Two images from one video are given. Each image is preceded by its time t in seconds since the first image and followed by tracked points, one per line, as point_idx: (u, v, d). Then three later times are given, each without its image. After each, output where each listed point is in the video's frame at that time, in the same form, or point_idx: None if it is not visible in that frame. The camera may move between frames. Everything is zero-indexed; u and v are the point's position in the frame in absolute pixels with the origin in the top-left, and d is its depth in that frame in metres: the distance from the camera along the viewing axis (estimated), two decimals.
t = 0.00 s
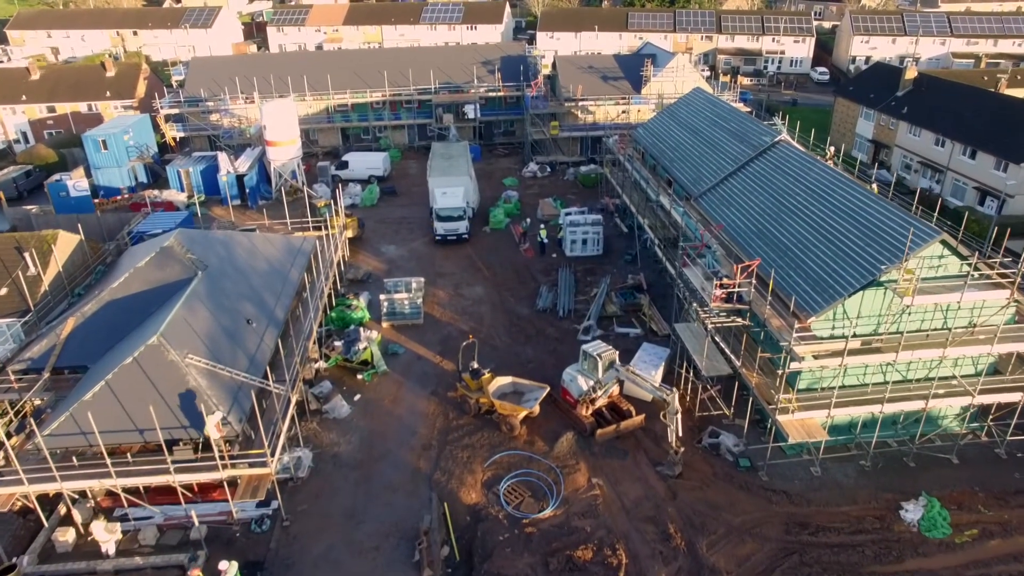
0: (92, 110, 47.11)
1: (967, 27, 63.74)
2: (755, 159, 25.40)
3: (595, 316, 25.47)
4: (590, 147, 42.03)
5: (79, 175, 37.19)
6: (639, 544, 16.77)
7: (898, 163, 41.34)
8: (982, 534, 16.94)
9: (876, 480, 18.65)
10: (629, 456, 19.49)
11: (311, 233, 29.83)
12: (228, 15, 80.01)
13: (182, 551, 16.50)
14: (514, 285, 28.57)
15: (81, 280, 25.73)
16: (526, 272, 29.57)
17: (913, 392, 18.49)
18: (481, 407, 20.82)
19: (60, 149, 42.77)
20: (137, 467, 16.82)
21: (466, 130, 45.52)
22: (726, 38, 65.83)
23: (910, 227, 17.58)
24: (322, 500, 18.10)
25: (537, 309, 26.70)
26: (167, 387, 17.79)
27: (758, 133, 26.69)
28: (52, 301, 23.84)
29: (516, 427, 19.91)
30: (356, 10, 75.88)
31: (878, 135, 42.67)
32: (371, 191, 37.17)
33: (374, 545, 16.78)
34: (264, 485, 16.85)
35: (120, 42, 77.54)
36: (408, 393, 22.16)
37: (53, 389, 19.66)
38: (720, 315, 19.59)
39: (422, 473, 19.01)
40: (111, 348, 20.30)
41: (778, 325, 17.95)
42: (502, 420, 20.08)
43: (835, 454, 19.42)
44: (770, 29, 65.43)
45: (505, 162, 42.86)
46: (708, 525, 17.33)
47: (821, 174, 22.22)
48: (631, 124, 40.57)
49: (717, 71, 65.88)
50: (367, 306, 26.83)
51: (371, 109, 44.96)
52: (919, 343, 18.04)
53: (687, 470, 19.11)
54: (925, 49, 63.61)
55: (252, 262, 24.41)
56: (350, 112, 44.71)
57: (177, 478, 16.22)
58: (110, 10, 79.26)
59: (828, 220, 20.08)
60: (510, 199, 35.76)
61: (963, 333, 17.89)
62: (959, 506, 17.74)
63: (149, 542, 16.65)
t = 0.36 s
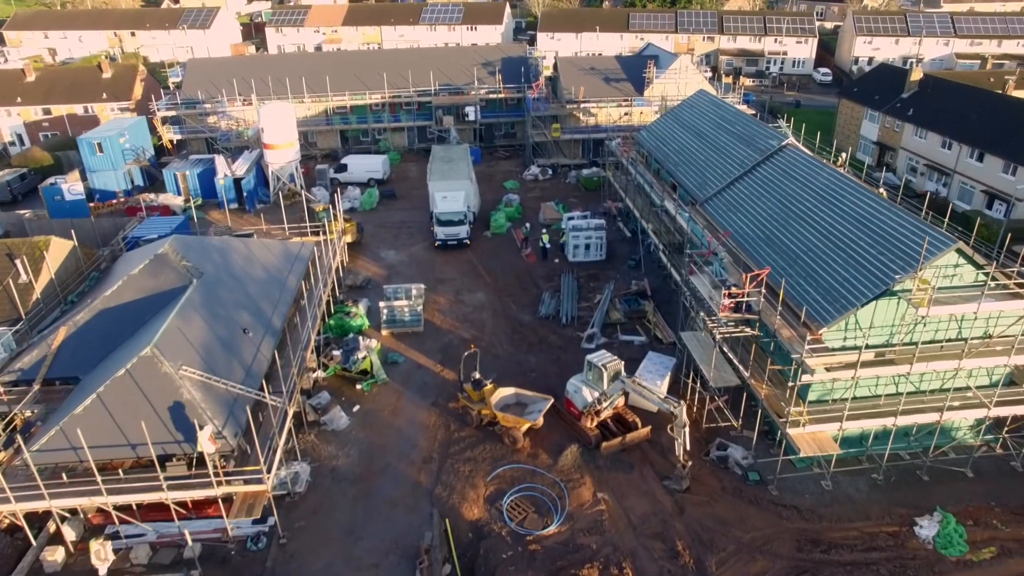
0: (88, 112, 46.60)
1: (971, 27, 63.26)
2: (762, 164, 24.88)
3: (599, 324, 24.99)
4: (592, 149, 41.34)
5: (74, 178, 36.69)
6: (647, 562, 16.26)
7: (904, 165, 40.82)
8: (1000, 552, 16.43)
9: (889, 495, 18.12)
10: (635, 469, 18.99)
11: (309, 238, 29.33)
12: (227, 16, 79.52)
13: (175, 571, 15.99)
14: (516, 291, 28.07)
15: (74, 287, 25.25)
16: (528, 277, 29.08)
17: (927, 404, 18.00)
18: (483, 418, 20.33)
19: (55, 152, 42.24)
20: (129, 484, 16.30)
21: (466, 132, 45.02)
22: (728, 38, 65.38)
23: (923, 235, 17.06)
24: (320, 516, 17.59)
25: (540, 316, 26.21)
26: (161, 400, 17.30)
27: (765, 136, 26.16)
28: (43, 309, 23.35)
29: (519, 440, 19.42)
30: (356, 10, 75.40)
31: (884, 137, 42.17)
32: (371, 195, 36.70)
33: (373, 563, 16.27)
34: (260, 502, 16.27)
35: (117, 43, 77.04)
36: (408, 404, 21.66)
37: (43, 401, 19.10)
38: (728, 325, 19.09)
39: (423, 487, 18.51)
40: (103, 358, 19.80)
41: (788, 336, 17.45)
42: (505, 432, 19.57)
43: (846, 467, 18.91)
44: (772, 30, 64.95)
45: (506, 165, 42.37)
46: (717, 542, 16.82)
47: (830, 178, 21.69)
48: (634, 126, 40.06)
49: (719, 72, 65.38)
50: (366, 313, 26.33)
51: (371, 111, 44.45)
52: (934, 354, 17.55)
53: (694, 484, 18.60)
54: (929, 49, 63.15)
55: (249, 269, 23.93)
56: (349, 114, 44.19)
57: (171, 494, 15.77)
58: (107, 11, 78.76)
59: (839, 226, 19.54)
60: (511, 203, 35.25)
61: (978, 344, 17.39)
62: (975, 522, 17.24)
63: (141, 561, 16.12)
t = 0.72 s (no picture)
0: (84, 113, 46.03)
1: (975, 27, 62.75)
2: (768, 166, 24.37)
3: (602, 330, 24.48)
4: (593, 151, 40.84)
5: (68, 181, 36.14)
6: None
7: (909, 167, 40.28)
8: (1020, 569, 15.86)
9: (902, 508, 17.57)
10: (640, 482, 18.46)
11: (306, 242, 28.80)
12: (224, 16, 79.00)
13: None
14: (517, 296, 27.53)
15: (65, 292, 24.71)
16: (529, 282, 28.54)
17: (942, 415, 17.46)
18: (485, 428, 19.81)
19: (49, 153, 41.67)
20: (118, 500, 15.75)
21: (466, 133, 44.47)
22: (729, 39, 64.88)
23: (937, 240, 16.56)
24: (316, 531, 17.04)
25: (541, 322, 25.67)
26: (152, 413, 16.77)
27: (771, 138, 25.64)
28: (33, 316, 22.81)
29: (521, 451, 18.90)
30: (354, 10, 74.90)
31: (888, 138, 41.61)
32: (369, 197, 36.21)
33: None
34: (254, 519, 15.91)
35: (114, 43, 76.54)
36: (407, 413, 21.13)
37: (32, 413, 18.47)
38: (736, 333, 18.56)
39: (423, 501, 17.96)
40: (94, 368, 19.24)
41: (799, 346, 16.93)
42: (506, 443, 19.05)
43: (858, 480, 18.36)
44: (774, 30, 64.43)
45: (506, 167, 41.84)
46: (726, 558, 16.27)
47: (840, 182, 21.17)
48: (636, 127, 39.50)
49: (720, 73, 64.85)
50: (364, 319, 25.82)
51: (369, 112, 43.89)
52: (949, 364, 17.01)
53: (702, 497, 18.06)
54: (932, 49, 62.62)
55: (244, 275, 23.41)
56: (348, 115, 43.60)
57: (161, 511, 15.21)
58: (104, 11, 78.24)
59: (849, 231, 19.03)
60: (512, 205, 34.71)
61: (995, 354, 16.85)
62: (992, 537, 16.69)
63: None
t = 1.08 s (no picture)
0: (78, 115, 45.46)
1: (978, 27, 62.23)
2: (775, 169, 23.83)
3: (605, 338, 23.96)
4: (594, 153, 40.34)
5: (61, 184, 35.54)
6: None
7: (914, 168, 39.73)
8: None
9: (916, 524, 17.01)
10: (646, 496, 17.91)
11: (303, 247, 28.25)
12: (222, 16, 78.41)
13: None
14: (518, 302, 26.98)
15: (56, 299, 24.17)
16: (530, 287, 27.99)
17: (957, 427, 16.91)
18: (485, 440, 19.27)
19: (43, 156, 41.08)
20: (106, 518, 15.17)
21: (465, 134, 43.93)
22: (730, 38, 64.34)
23: (953, 248, 16.00)
24: (310, 549, 16.48)
25: (543, 329, 25.13)
26: (141, 428, 16.21)
27: (777, 140, 25.08)
28: (23, 324, 22.26)
29: (523, 465, 18.36)
30: (352, 10, 74.35)
31: (893, 139, 41.06)
32: (367, 200, 35.70)
33: None
34: (246, 538, 15.21)
35: (111, 44, 75.99)
36: (406, 425, 20.58)
37: (18, 426, 17.93)
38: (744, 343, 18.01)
39: (421, 517, 17.41)
40: (82, 379, 18.67)
41: (810, 357, 16.37)
42: (508, 456, 18.50)
43: (870, 495, 17.80)
44: (776, 29, 63.87)
45: (506, 169, 41.29)
46: None
47: (850, 186, 20.61)
48: (638, 129, 38.95)
49: (722, 73, 64.33)
50: (362, 326, 25.30)
51: (367, 113, 43.28)
52: (965, 376, 16.45)
53: (709, 512, 17.50)
54: (935, 49, 62.06)
55: (238, 282, 22.87)
56: (346, 116, 43.00)
57: (150, 531, 14.58)
58: (100, 11, 77.63)
59: (861, 238, 18.47)
60: (512, 209, 34.17)
61: (1013, 365, 16.27)
62: (1009, 554, 16.12)
63: None
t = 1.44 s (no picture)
0: (72, 117, 44.89)
1: (981, 27, 61.72)
2: (781, 174, 23.30)
3: (607, 347, 23.45)
4: (595, 155, 39.83)
5: (53, 188, 34.98)
6: None
7: (919, 171, 39.21)
8: None
9: (929, 542, 16.42)
10: (650, 513, 17.37)
11: (298, 253, 27.71)
12: (219, 16, 77.85)
13: None
14: (518, 309, 26.43)
15: (45, 307, 23.62)
16: (531, 294, 27.44)
17: (972, 443, 16.37)
18: (484, 455, 18.73)
19: (36, 159, 40.51)
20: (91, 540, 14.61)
21: (464, 137, 43.38)
22: (732, 39, 63.80)
23: (967, 258, 15.47)
24: (304, 570, 15.92)
25: (543, 337, 24.57)
26: (128, 445, 15.63)
27: (783, 145, 24.55)
28: (10, 334, 21.70)
29: (524, 481, 17.82)
30: (351, 11, 73.78)
31: (897, 141, 40.52)
32: (364, 204, 35.15)
33: None
34: (237, 560, 14.66)
35: (107, 45, 75.42)
36: (402, 438, 20.04)
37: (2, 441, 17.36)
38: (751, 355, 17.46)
39: (419, 535, 16.86)
40: (69, 392, 18.09)
41: (819, 371, 15.83)
42: (508, 472, 17.89)
43: (882, 512, 17.22)
44: (778, 30, 63.33)
45: (505, 172, 40.75)
46: None
47: (859, 193, 20.09)
48: (639, 131, 38.41)
49: (723, 74, 63.84)
50: (358, 335, 24.79)
51: (365, 115, 42.72)
52: (980, 390, 15.91)
53: (716, 530, 16.95)
54: (938, 50, 61.56)
55: (231, 290, 22.32)
56: (343, 118, 42.45)
57: (135, 554, 13.99)
58: (97, 11, 77.02)
59: (871, 247, 17.95)
60: (512, 213, 33.64)
61: None
62: None
63: None
